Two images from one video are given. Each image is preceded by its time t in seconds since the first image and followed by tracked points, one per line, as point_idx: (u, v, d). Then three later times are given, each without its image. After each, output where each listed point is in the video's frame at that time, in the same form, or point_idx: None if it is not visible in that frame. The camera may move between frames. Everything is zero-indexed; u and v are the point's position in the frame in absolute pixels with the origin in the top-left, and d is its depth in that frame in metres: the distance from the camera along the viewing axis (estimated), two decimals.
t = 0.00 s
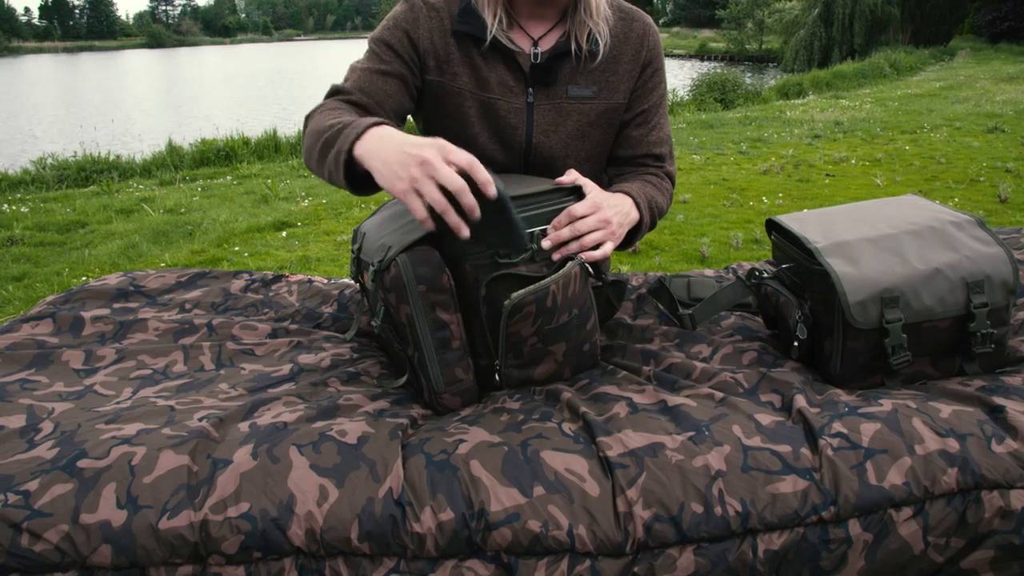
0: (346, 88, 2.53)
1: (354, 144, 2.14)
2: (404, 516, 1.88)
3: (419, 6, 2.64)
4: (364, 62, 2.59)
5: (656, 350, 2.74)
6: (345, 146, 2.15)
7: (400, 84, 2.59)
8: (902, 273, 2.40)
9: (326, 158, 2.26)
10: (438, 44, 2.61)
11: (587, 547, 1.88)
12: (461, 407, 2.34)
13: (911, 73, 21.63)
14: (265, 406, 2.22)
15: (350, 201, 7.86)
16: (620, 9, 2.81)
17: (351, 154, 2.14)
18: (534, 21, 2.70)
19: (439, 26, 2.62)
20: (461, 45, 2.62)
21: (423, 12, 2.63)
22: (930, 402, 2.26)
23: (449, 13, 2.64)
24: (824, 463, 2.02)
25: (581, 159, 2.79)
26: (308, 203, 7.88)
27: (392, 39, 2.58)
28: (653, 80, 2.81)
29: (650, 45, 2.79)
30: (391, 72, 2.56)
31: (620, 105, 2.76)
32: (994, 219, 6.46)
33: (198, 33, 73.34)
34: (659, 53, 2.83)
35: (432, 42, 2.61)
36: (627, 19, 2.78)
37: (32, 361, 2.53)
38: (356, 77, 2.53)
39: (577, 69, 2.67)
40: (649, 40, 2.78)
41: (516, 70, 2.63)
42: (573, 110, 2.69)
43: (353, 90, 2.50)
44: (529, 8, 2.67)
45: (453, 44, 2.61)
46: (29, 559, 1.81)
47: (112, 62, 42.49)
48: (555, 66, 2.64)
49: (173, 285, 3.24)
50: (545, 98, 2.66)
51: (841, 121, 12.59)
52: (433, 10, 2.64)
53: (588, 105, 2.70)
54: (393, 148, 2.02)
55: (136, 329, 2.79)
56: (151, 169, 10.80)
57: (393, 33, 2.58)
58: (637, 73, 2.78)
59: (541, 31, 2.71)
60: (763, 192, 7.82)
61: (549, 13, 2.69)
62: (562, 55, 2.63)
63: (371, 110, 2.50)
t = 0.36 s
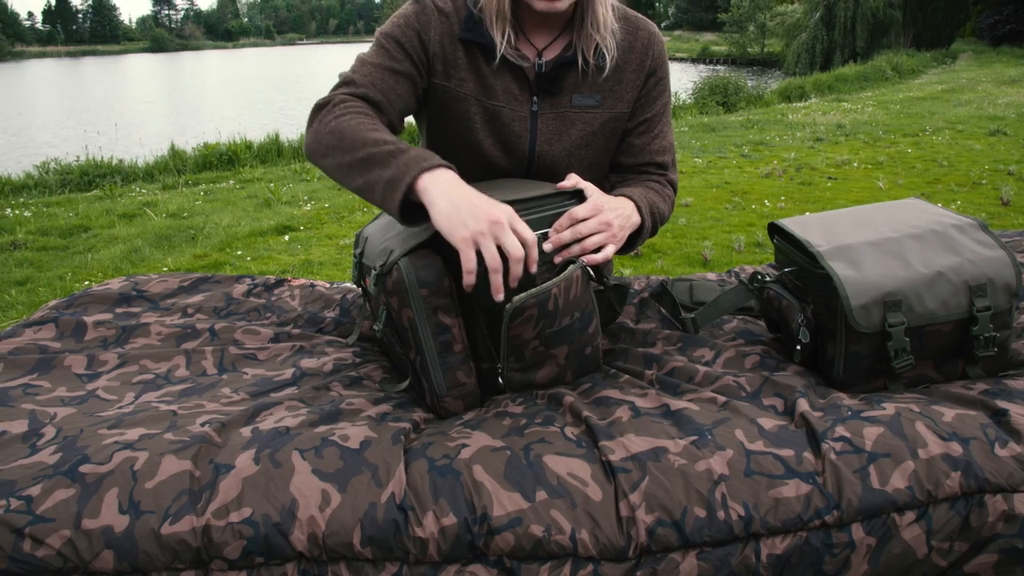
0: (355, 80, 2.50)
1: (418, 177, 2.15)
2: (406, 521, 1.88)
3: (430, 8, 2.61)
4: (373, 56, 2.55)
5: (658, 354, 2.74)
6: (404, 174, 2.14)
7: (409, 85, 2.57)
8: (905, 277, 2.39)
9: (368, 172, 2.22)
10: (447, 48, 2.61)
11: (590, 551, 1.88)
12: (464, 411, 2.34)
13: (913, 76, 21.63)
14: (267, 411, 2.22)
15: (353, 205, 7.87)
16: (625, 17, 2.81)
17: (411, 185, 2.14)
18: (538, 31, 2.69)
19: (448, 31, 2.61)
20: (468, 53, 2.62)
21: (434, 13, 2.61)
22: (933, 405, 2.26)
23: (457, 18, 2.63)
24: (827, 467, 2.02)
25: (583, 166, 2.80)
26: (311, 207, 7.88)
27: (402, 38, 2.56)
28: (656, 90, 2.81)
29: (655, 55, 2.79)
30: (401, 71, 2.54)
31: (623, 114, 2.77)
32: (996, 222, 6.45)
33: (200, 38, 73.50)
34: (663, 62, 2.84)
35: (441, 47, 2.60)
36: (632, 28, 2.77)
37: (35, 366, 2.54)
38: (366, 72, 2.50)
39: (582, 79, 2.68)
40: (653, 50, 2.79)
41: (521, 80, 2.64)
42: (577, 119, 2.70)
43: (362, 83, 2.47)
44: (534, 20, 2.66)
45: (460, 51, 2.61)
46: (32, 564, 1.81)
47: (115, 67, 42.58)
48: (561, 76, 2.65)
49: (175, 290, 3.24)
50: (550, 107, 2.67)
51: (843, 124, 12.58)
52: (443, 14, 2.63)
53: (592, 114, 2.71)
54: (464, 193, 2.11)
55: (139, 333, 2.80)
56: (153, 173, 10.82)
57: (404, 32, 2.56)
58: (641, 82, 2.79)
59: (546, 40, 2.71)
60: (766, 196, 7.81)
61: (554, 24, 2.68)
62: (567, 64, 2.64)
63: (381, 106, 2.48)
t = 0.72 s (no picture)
0: (366, 88, 2.48)
1: (425, 216, 2.11)
2: (407, 524, 1.89)
3: (434, 11, 2.59)
4: (381, 62, 2.52)
5: (659, 355, 2.74)
6: (409, 210, 2.12)
7: (420, 90, 2.56)
8: (905, 279, 2.39)
9: (374, 200, 2.21)
10: (453, 52, 2.60)
11: (590, 553, 1.88)
12: (464, 414, 2.34)
13: (913, 77, 21.62)
14: (267, 415, 2.22)
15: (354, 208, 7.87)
16: (627, 20, 2.81)
17: (415, 220, 2.12)
18: (541, 33, 2.70)
19: (454, 34, 2.60)
20: (473, 55, 2.62)
21: (438, 15, 2.59)
22: (934, 406, 2.26)
23: (462, 20, 2.62)
24: (827, 468, 2.02)
25: (585, 168, 2.81)
26: (311, 210, 7.88)
27: (409, 41, 2.54)
28: (659, 91, 2.82)
29: (657, 57, 2.80)
30: (411, 77, 2.52)
31: (626, 116, 2.77)
32: (997, 223, 6.45)
33: (201, 41, 73.58)
34: (665, 64, 2.84)
35: (448, 50, 2.59)
36: (634, 30, 2.78)
37: (35, 369, 2.54)
38: (377, 79, 2.48)
39: (584, 81, 2.69)
40: (655, 52, 2.79)
41: (524, 82, 2.65)
42: (580, 121, 2.71)
43: (374, 92, 2.45)
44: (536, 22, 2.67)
45: (466, 53, 2.61)
46: (31, 568, 1.81)
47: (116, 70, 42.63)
48: (563, 78, 2.67)
49: (176, 293, 3.25)
50: (553, 109, 2.68)
51: (844, 125, 12.59)
52: (449, 15, 2.61)
53: (595, 117, 2.72)
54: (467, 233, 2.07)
55: (139, 336, 2.81)
56: (154, 176, 10.82)
57: (410, 36, 2.54)
58: (643, 84, 2.79)
59: (548, 42, 2.72)
60: (767, 197, 7.81)
61: (557, 27, 2.69)
62: (570, 66, 2.65)
63: (396, 114, 2.48)
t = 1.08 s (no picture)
0: (371, 93, 2.45)
1: (418, 211, 2.05)
2: (406, 523, 1.89)
3: (435, 11, 2.59)
4: (385, 67, 2.51)
5: (659, 354, 2.73)
6: (404, 208, 2.07)
7: (425, 93, 2.55)
8: (905, 276, 2.39)
9: (375, 203, 2.18)
10: (457, 51, 2.60)
11: (590, 552, 1.88)
12: (463, 413, 2.34)
13: (913, 75, 21.60)
14: (266, 415, 2.22)
15: (353, 208, 7.87)
16: (626, 20, 2.80)
17: (410, 217, 2.06)
18: (545, 31, 2.69)
19: (457, 34, 2.60)
20: (476, 55, 2.63)
21: (440, 16, 2.59)
22: (933, 404, 2.26)
23: (463, 19, 2.62)
24: (827, 466, 2.02)
25: (584, 168, 2.81)
26: (311, 210, 7.88)
27: (412, 44, 2.53)
28: (658, 92, 2.82)
29: (656, 57, 2.79)
30: (415, 80, 2.51)
31: (625, 116, 2.77)
32: (997, 221, 6.44)
33: (201, 41, 73.56)
34: (664, 64, 2.84)
35: (451, 50, 2.59)
36: (633, 29, 2.78)
37: (34, 370, 2.54)
38: (381, 83, 2.46)
39: (585, 81, 2.69)
40: (654, 52, 2.79)
41: (525, 82, 2.65)
42: (579, 121, 2.71)
43: (379, 97, 2.43)
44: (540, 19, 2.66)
45: (468, 53, 2.61)
46: (30, 568, 1.81)
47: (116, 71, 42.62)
48: (563, 78, 2.67)
49: (175, 293, 3.25)
50: (553, 109, 2.68)
51: (843, 123, 12.58)
52: (450, 15, 2.61)
53: (593, 117, 2.72)
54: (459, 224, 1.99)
55: (138, 337, 2.81)
56: (154, 176, 10.81)
57: (413, 39, 2.53)
58: (642, 84, 2.78)
59: (552, 41, 2.71)
60: (766, 196, 7.81)
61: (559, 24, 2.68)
62: (570, 66, 2.65)
63: (400, 117, 2.46)
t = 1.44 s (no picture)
0: (361, 104, 2.52)
1: (421, 205, 2.18)
2: (406, 521, 1.89)
3: (428, 14, 2.58)
4: (377, 74, 2.55)
5: (658, 353, 2.73)
6: (405, 203, 2.18)
7: (416, 100, 2.58)
8: (904, 275, 2.39)
9: (373, 205, 2.28)
10: (450, 54, 2.59)
11: (590, 551, 1.88)
12: (462, 411, 2.34)
13: (914, 75, 21.59)
14: (265, 413, 2.22)
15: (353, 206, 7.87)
16: (624, 18, 2.79)
17: (413, 210, 2.18)
18: (541, 32, 2.68)
19: (451, 37, 2.59)
20: (470, 57, 2.61)
21: (433, 20, 2.58)
22: (932, 403, 2.26)
23: (458, 21, 2.61)
24: (827, 465, 2.02)
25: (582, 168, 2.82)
26: (311, 208, 7.88)
27: (404, 50, 2.54)
28: (655, 89, 2.81)
29: (653, 55, 2.78)
30: (405, 88, 2.54)
31: (622, 116, 2.78)
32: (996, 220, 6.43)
33: (201, 40, 73.53)
34: (662, 61, 2.83)
35: (444, 53, 2.58)
36: (631, 28, 2.76)
37: (34, 369, 2.54)
38: (371, 93, 2.52)
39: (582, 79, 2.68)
40: (652, 49, 2.77)
41: (520, 83, 2.65)
42: (576, 121, 2.71)
43: (368, 108, 2.49)
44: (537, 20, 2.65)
45: (462, 54, 2.60)
46: (30, 566, 1.82)
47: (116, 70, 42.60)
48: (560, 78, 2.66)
49: (175, 291, 3.25)
50: (549, 109, 2.67)
51: (843, 122, 12.58)
52: (444, 17, 2.60)
53: (591, 116, 2.72)
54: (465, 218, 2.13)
55: (138, 336, 2.80)
56: (154, 175, 10.81)
57: (405, 44, 2.54)
58: (638, 81, 2.78)
59: (548, 42, 2.70)
60: (766, 195, 7.81)
61: (555, 23, 2.67)
62: (567, 66, 2.64)
63: (388, 127, 2.51)
